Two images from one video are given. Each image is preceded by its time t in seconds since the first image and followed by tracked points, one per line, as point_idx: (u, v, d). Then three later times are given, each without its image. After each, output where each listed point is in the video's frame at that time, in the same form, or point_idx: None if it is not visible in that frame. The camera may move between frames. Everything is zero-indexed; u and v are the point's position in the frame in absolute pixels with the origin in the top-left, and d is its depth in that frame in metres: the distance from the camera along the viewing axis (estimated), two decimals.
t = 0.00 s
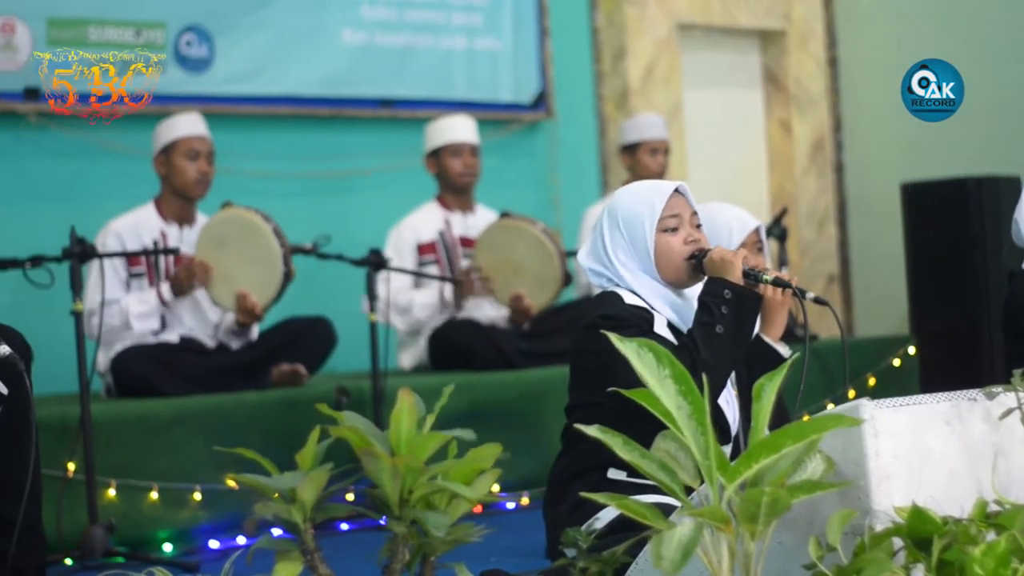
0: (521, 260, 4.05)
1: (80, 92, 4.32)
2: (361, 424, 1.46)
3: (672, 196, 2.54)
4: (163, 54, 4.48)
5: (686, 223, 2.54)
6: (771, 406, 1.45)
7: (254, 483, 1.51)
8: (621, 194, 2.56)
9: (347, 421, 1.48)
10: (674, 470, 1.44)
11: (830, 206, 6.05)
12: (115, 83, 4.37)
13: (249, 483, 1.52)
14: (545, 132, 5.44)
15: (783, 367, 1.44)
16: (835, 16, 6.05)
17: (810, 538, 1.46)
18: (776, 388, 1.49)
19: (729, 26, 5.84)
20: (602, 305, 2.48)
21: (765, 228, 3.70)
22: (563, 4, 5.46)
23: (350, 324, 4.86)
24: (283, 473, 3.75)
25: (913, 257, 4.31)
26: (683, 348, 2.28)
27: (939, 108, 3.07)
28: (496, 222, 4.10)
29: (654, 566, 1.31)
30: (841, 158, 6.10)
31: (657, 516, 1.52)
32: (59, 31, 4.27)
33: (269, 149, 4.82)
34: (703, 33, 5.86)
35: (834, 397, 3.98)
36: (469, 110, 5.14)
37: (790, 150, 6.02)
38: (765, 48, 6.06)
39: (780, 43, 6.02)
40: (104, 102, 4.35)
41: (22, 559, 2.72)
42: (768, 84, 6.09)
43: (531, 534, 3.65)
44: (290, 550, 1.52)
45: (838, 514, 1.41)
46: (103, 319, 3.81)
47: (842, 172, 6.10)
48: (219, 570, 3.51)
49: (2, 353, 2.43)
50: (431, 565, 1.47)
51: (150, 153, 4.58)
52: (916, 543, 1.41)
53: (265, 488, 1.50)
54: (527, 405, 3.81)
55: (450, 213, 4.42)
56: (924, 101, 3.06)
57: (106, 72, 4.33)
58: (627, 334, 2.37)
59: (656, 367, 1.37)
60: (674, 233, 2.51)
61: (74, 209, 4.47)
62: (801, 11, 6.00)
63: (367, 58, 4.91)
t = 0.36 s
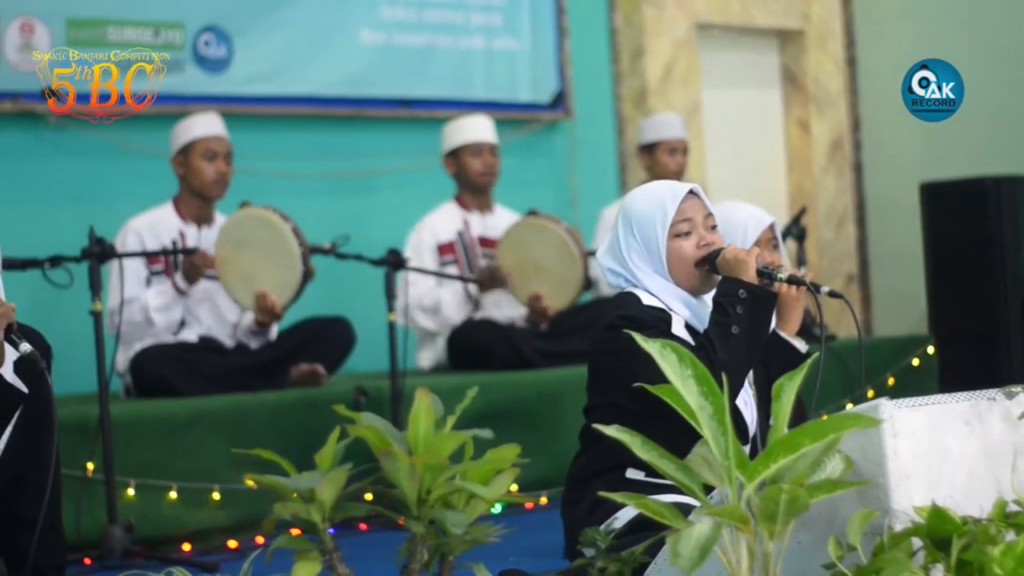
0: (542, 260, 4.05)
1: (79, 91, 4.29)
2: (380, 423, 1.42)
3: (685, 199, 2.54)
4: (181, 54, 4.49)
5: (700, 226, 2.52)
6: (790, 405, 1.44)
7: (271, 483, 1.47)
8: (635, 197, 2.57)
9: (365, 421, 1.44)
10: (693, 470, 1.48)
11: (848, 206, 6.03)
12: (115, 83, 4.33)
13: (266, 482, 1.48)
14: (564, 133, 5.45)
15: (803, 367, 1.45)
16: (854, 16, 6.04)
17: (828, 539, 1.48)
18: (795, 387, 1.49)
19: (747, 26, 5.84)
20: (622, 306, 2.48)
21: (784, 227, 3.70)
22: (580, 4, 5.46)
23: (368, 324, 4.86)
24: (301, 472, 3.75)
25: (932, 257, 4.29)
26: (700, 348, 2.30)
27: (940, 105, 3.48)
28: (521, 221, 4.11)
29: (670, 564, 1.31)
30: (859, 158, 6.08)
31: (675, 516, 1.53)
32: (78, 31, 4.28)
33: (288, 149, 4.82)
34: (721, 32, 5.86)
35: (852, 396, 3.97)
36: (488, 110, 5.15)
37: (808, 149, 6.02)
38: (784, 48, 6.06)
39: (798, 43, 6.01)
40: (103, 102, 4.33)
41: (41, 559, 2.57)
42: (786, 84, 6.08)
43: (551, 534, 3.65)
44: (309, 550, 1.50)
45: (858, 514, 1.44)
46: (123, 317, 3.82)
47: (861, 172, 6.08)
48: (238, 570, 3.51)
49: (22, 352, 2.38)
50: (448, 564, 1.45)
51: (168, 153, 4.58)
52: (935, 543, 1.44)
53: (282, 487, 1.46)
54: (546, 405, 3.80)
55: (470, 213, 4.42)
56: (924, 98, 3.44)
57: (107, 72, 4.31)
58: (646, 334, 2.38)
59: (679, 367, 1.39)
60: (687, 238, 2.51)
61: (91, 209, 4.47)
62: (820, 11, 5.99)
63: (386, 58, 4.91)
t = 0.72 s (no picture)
0: (558, 260, 4.06)
1: (80, 90, 4.26)
2: (398, 422, 1.50)
3: (692, 194, 2.54)
4: (199, 54, 4.49)
5: (710, 218, 2.53)
6: (808, 405, 1.50)
7: (290, 481, 1.53)
8: (642, 201, 2.56)
9: (384, 420, 1.51)
10: (710, 469, 1.53)
11: (867, 204, 6.02)
12: (116, 83, 4.26)
13: (286, 480, 1.54)
14: (582, 131, 5.45)
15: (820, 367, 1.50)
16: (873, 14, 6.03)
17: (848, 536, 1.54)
18: (812, 387, 1.55)
19: (765, 24, 5.84)
20: (642, 305, 2.47)
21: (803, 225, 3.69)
22: (598, 2, 5.46)
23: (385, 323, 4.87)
24: (320, 471, 3.75)
25: (951, 255, 4.29)
26: (722, 339, 2.26)
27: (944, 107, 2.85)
28: (535, 222, 4.11)
29: (688, 563, 1.35)
30: (877, 156, 6.08)
31: (693, 515, 1.58)
32: (96, 30, 4.27)
33: (306, 148, 4.83)
34: (739, 31, 5.86)
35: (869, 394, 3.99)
36: (506, 109, 5.15)
37: (827, 147, 6.01)
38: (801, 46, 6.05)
39: (816, 41, 6.02)
40: (102, 103, 4.26)
41: (59, 559, 2.47)
42: (804, 82, 6.11)
43: (570, 532, 3.64)
44: (327, 547, 1.54)
45: (876, 512, 1.46)
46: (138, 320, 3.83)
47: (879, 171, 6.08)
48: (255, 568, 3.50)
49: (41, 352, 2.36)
50: (467, 562, 1.51)
51: (185, 152, 4.59)
52: (954, 542, 1.46)
53: (301, 485, 1.52)
54: (563, 404, 3.81)
55: (487, 212, 4.42)
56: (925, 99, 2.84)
57: (108, 72, 4.24)
58: (666, 332, 2.36)
59: (694, 366, 1.44)
60: (701, 231, 2.50)
61: (109, 208, 4.48)
62: (838, 9, 5.99)
63: (404, 57, 4.92)
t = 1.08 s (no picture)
0: (574, 259, 4.03)
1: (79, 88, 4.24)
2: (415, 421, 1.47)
3: (713, 199, 2.53)
4: (218, 53, 4.50)
5: (732, 224, 2.52)
6: (827, 404, 1.48)
7: (307, 480, 1.51)
8: (664, 202, 2.57)
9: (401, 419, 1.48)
10: (729, 468, 1.52)
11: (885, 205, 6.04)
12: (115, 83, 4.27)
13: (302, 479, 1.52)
14: (600, 130, 5.45)
15: (841, 367, 1.48)
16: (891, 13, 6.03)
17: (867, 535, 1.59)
18: (831, 386, 1.52)
19: (784, 24, 5.82)
20: (660, 305, 2.48)
21: (821, 225, 3.69)
22: (616, 2, 5.46)
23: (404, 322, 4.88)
24: (338, 470, 3.75)
25: (971, 254, 4.28)
26: (741, 345, 2.26)
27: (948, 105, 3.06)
28: (549, 222, 4.10)
29: (708, 563, 1.36)
30: (896, 155, 6.08)
31: (712, 515, 1.55)
32: (115, 30, 4.28)
33: (325, 148, 4.84)
34: (758, 31, 5.84)
35: (889, 395, 3.99)
36: (524, 108, 5.15)
37: (844, 146, 6.00)
38: (819, 46, 6.04)
39: (834, 40, 6.00)
40: (102, 103, 4.25)
41: (77, 558, 2.44)
42: (822, 81, 6.07)
43: (589, 532, 3.64)
44: (345, 548, 1.53)
45: (896, 513, 1.52)
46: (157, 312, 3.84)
47: (897, 170, 6.08)
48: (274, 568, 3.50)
49: (59, 354, 2.27)
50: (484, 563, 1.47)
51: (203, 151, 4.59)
52: (973, 541, 1.51)
53: (318, 485, 1.50)
54: (582, 403, 3.81)
55: (504, 212, 4.42)
56: (926, 99, 3.06)
57: (112, 74, 4.25)
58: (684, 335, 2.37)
59: (713, 366, 1.43)
60: (722, 237, 2.50)
61: (128, 207, 4.49)
62: (857, 8, 5.98)
63: (422, 57, 4.92)
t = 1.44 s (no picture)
0: (595, 261, 4.05)
1: (79, 89, 4.23)
2: (432, 420, 1.50)
3: (743, 207, 2.59)
4: (233, 53, 4.50)
5: (755, 235, 2.59)
6: (842, 405, 1.56)
7: (324, 480, 1.55)
8: (695, 197, 2.64)
9: (417, 418, 1.51)
10: (741, 469, 1.60)
11: (900, 203, 6.02)
12: (115, 83, 4.28)
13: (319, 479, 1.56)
14: (614, 130, 5.44)
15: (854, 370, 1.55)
16: (907, 12, 6.03)
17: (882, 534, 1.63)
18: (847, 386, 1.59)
19: (799, 24, 5.82)
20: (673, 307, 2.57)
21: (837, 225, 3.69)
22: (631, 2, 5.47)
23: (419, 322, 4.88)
24: (353, 470, 3.75)
25: (986, 254, 4.29)
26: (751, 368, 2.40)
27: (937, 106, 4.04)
28: (571, 223, 4.11)
29: (724, 561, 1.41)
30: (911, 154, 6.08)
31: (726, 514, 1.59)
32: (130, 30, 4.30)
33: (341, 147, 4.84)
34: (773, 30, 5.83)
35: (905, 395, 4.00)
36: (538, 108, 5.15)
37: (860, 146, 5.99)
38: (835, 45, 6.03)
39: (849, 38, 5.97)
40: (105, 104, 4.29)
41: (96, 557, 2.43)
42: (837, 80, 6.05)
43: (604, 531, 3.64)
44: (360, 547, 1.54)
45: (912, 513, 1.55)
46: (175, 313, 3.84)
47: (913, 169, 6.08)
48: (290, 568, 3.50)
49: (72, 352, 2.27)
50: (498, 563, 1.50)
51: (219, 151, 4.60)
52: (989, 541, 1.53)
53: (335, 484, 1.54)
54: (597, 402, 3.81)
55: (519, 212, 4.43)
56: (926, 98, 4.01)
57: (114, 74, 4.26)
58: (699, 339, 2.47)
59: (730, 366, 1.50)
60: (741, 246, 2.58)
61: (142, 207, 4.49)
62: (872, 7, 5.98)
63: (438, 56, 4.93)
